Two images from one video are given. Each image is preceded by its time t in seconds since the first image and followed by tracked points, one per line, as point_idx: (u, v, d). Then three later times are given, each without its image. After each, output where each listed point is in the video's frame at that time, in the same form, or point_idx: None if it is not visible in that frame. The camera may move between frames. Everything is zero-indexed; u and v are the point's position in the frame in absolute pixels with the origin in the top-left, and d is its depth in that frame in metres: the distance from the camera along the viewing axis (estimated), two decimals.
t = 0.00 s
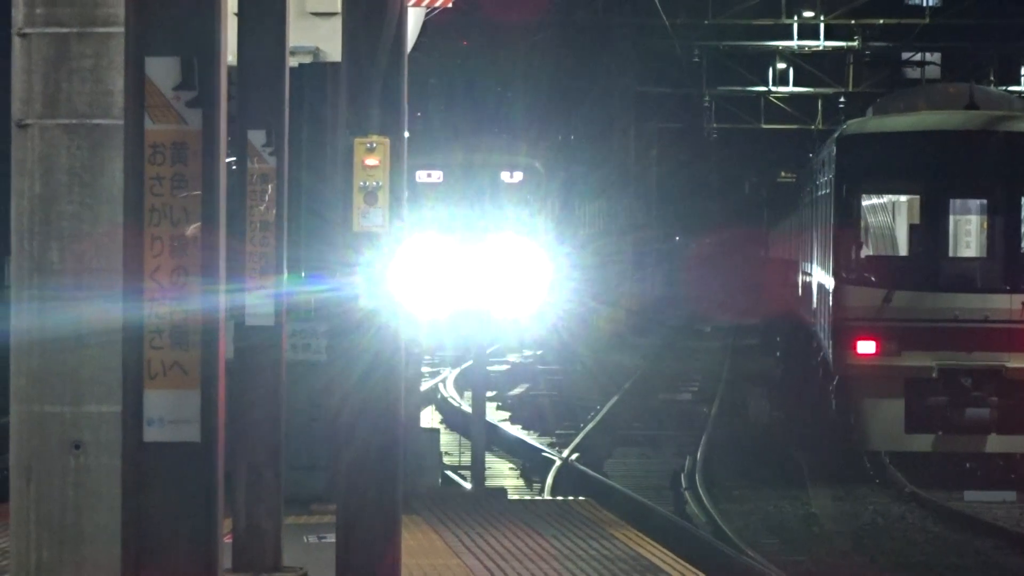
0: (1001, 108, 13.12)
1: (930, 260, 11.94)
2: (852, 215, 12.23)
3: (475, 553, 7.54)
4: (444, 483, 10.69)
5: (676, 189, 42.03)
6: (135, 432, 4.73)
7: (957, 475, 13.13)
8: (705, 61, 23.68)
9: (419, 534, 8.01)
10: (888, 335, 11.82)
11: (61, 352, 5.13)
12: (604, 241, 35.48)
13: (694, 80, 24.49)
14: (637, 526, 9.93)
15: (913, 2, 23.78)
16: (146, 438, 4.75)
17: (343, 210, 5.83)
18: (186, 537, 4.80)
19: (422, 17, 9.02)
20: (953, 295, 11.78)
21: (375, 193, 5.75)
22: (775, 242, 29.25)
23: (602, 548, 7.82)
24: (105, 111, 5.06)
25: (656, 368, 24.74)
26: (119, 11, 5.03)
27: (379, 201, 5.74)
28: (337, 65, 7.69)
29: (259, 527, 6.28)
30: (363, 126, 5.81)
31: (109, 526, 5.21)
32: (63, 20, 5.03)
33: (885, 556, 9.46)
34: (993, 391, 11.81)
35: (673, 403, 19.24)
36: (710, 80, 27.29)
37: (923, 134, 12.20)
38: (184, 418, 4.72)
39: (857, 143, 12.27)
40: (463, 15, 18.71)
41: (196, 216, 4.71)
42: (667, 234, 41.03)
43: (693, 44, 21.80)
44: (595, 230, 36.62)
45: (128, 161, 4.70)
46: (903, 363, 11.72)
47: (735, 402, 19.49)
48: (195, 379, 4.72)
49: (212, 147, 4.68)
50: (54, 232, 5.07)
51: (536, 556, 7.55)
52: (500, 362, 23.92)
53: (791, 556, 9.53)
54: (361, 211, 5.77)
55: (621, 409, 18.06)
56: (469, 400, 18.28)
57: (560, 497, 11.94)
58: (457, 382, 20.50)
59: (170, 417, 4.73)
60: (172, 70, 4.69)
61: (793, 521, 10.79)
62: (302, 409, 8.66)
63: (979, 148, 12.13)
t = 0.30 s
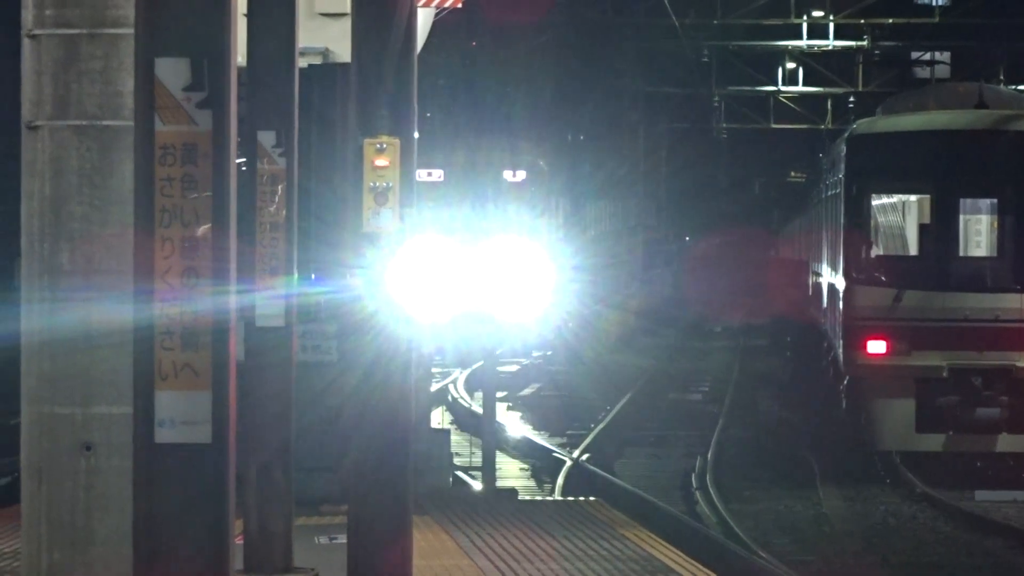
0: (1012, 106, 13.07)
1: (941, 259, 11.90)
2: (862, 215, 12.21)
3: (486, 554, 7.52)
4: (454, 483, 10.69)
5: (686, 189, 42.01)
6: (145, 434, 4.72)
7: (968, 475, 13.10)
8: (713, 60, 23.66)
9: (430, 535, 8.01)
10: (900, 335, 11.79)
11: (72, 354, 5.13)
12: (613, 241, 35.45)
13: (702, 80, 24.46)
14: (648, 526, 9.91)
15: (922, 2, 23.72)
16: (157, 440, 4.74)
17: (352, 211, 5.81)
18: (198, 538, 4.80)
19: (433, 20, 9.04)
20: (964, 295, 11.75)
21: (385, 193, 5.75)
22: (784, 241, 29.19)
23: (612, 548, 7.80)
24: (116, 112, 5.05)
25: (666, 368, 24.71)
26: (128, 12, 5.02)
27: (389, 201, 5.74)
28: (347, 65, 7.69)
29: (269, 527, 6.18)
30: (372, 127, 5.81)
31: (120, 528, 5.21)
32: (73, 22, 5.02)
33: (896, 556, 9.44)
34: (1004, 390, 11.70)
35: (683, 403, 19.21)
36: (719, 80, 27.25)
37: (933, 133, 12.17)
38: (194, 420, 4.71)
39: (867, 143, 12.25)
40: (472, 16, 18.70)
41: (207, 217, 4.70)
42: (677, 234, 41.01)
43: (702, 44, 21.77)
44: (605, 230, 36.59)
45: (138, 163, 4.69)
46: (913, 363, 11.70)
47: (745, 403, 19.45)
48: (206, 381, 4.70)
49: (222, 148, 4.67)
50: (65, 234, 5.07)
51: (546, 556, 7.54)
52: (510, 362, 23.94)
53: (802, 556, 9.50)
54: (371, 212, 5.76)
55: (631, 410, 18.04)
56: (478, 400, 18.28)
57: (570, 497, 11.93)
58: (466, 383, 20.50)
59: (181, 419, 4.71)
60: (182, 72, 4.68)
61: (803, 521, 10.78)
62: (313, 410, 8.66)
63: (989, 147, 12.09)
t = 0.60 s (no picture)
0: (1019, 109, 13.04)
1: (948, 262, 11.88)
2: (869, 218, 12.19)
3: (493, 556, 7.51)
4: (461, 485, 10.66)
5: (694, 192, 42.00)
6: (153, 437, 4.72)
7: (976, 477, 13.07)
8: (720, 63, 23.62)
9: (438, 538, 7.99)
10: (907, 338, 11.76)
11: (80, 357, 5.12)
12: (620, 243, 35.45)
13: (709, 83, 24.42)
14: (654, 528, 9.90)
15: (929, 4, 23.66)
16: (166, 443, 4.74)
17: (359, 214, 5.79)
18: (207, 539, 4.81)
19: (439, 22, 9.01)
20: (970, 298, 11.73)
21: (392, 196, 5.73)
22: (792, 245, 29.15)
23: (619, 550, 7.79)
24: (123, 114, 5.04)
25: (673, 371, 24.69)
26: (136, 14, 5.01)
27: (396, 204, 5.71)
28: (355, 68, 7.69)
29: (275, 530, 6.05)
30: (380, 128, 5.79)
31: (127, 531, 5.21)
32: (80, 25, 5.02)
33: (902, 558, 9.42)
34: (1011, 393, 11.75)
35: (689, 406, 19.18)
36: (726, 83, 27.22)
37: (939, 136, 12.14)
38: (201, 422, 4.71)
39: (874, 146, 12.23)
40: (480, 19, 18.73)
41: (214, 219, 4.70)
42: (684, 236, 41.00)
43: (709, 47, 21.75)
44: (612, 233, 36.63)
45: (145, 166, 4.68)
46: (920, 365, 11.67)
47: (752, 405, 19.42)
48: (214, 384, 4.70)
49: (230, 151, 4.66)
50: (73, 236, 5.07)
51: (553, 558, 7.53)
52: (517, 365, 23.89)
53: (810, 559, 9.47)
54: (378, 214, 5.72)
55: (639, 412, 18.01)
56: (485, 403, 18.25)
57: (578, 499, 11.91)
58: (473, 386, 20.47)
59: (188, 422, 4.71)
60: (190, 75, 4.68)
61: (811, 524, 10.76)
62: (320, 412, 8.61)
63: (996, 150, 12.07)
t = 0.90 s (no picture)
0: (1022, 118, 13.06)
1: (951, 271, 11.86)
2: (873, 226, 12.18)
3: (496, 566, 7.50)
4: (464, 494, 10.66)
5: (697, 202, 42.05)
6: (156, 446, 4.72)
7: (980, 486, 13.05)
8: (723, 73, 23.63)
9: (441, 548, 7.98)
10: (910, 347, 11.74)
11: (82, 367, 5.11)
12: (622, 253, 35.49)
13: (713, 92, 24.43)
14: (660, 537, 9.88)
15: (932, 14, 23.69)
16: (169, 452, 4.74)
17: (363, 223, 5.81)
18: (210, 548, 4.80)
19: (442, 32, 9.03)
20: (974, 307, 11.70)
21: (396, 206, 5.76)
22: (795, 255, 29.17)
23: (623, 560, 7.79)
24: (126, 124, 5.05)
25: (676, 380, 24.68)
26: (140, 24, 5.02)
27: (400, 214, 5.75)
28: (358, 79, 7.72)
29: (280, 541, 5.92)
30: (383, 139, 5.79)
31: (129, 539, 5.21)
32: (83, 34, 5.02)
33: (906, 568, 9.41)
34: (1015, 403, 11.69)
35: (693, 415, 19.17)
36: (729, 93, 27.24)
37: (943, 145, 12.14)
38: (205, 432, 4.71)
39: (877, 155, 12.25)
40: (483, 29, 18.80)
41: (218, 229, 4.70)
42: (687, 246, 41.02)
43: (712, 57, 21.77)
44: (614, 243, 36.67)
45: (148, 175, 4.68)
46: (924, 375, 11.64)
47: (756, 415, 19.41)
48: (216, 393, 4.70)
49: (233, 160, 4.67)
50: (75, 246, 5.06)
51: (557, 568, 7.53)
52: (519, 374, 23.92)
53: (815, 568, 9.45)
54: (382, 225, 5.77)
55: (642, 422, 18.00)
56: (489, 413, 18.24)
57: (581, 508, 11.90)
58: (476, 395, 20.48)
59: (192, 431, 4.71)
60: (194, 84, 4.69)
61: (814, 533, 10.74)
62: (322, 423, 8.59)
63: (1000, 159, 12.09)
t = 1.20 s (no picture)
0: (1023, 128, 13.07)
1: (952, 281, 11.84)
2: (874, 236, 12.18)
3: None
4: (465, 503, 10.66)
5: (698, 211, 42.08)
6: (157, 455, 4.73)
7: (981, 496, 13.04)
8: (725, 82, 23.64)
9: (442, 558, 7.96)
10: (911, 357, 11.73)
11: (84, 377, 5.11)
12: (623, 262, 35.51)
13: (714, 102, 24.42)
14: (661, 547, 9.86)
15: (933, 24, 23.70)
16: (170, 462, 4.75)
17: (365, 232, 5.81)
18: (213, 558, 4.80)
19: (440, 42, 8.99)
20: (975, 318, 11.70)
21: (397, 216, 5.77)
22: (796, 263, 29.17)
23: (624, 570, 7.77)
24: (127, 133, 5.05)
25: (677, 389, 24.66)
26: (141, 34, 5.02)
27: (401, 223, 5.75)
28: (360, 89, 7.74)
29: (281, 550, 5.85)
30: (385, 148, 5.78)
31: (130, 549, 5.20)
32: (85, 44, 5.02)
33: None
34: (1015, 413, 11.71)
35: (694, 426, 19.15)
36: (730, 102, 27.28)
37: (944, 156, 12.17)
38: (208, 441, 4.72)
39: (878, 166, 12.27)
40: (485, 39, 18.84)
41: (219, 239, 4.71)
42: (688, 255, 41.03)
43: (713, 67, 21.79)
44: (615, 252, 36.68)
45: (149, 185, 4.69)
46: (925, 385, 11.63)
47: (757, 424, 19.39)
48: (218, 402, 4.71)
49: (235, 169, 4.68)
50: (76, 255, 5.06)
51: None
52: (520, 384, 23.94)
53: None
54: (383, 234, 5.77)
55: (644, 431, 17.98)
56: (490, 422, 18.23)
57: (582, 517, 11.89)
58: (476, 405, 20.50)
59: (195, 441, 4.72)
60: (195, 94, 4.70)
61: (815, 543, 10.73)
62: (323, 432, 8.58)
63: (1001, 169, 12.11)
